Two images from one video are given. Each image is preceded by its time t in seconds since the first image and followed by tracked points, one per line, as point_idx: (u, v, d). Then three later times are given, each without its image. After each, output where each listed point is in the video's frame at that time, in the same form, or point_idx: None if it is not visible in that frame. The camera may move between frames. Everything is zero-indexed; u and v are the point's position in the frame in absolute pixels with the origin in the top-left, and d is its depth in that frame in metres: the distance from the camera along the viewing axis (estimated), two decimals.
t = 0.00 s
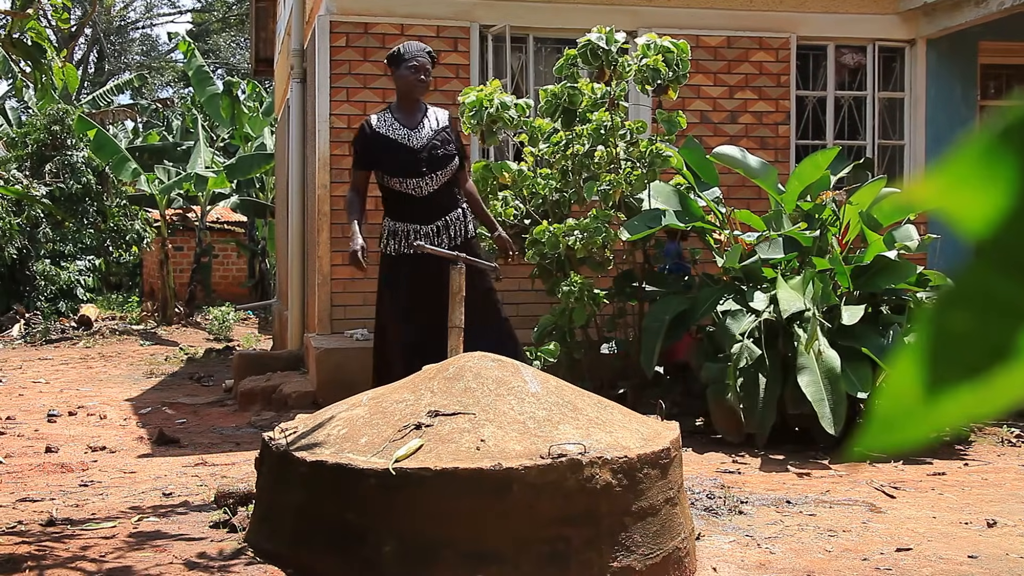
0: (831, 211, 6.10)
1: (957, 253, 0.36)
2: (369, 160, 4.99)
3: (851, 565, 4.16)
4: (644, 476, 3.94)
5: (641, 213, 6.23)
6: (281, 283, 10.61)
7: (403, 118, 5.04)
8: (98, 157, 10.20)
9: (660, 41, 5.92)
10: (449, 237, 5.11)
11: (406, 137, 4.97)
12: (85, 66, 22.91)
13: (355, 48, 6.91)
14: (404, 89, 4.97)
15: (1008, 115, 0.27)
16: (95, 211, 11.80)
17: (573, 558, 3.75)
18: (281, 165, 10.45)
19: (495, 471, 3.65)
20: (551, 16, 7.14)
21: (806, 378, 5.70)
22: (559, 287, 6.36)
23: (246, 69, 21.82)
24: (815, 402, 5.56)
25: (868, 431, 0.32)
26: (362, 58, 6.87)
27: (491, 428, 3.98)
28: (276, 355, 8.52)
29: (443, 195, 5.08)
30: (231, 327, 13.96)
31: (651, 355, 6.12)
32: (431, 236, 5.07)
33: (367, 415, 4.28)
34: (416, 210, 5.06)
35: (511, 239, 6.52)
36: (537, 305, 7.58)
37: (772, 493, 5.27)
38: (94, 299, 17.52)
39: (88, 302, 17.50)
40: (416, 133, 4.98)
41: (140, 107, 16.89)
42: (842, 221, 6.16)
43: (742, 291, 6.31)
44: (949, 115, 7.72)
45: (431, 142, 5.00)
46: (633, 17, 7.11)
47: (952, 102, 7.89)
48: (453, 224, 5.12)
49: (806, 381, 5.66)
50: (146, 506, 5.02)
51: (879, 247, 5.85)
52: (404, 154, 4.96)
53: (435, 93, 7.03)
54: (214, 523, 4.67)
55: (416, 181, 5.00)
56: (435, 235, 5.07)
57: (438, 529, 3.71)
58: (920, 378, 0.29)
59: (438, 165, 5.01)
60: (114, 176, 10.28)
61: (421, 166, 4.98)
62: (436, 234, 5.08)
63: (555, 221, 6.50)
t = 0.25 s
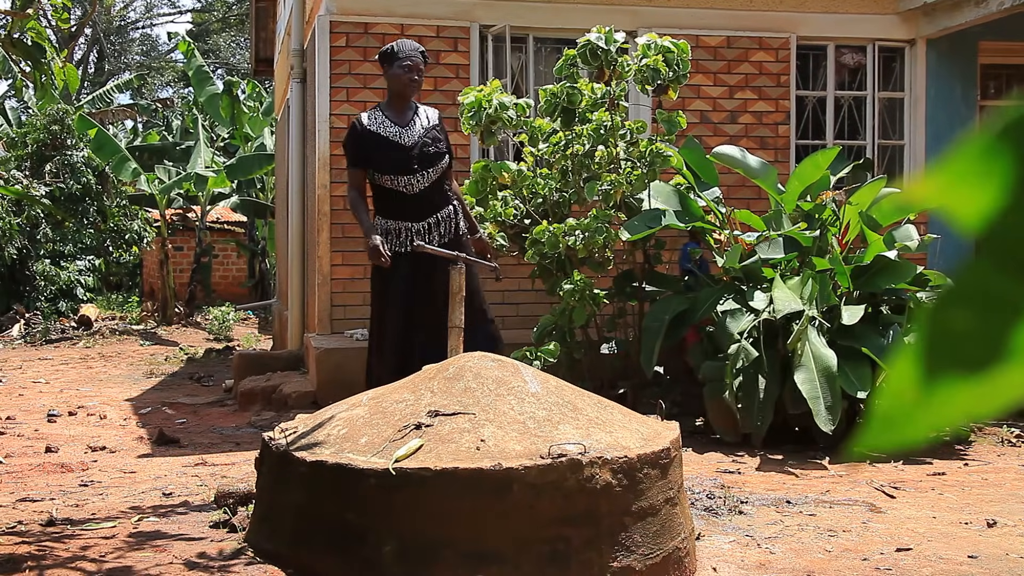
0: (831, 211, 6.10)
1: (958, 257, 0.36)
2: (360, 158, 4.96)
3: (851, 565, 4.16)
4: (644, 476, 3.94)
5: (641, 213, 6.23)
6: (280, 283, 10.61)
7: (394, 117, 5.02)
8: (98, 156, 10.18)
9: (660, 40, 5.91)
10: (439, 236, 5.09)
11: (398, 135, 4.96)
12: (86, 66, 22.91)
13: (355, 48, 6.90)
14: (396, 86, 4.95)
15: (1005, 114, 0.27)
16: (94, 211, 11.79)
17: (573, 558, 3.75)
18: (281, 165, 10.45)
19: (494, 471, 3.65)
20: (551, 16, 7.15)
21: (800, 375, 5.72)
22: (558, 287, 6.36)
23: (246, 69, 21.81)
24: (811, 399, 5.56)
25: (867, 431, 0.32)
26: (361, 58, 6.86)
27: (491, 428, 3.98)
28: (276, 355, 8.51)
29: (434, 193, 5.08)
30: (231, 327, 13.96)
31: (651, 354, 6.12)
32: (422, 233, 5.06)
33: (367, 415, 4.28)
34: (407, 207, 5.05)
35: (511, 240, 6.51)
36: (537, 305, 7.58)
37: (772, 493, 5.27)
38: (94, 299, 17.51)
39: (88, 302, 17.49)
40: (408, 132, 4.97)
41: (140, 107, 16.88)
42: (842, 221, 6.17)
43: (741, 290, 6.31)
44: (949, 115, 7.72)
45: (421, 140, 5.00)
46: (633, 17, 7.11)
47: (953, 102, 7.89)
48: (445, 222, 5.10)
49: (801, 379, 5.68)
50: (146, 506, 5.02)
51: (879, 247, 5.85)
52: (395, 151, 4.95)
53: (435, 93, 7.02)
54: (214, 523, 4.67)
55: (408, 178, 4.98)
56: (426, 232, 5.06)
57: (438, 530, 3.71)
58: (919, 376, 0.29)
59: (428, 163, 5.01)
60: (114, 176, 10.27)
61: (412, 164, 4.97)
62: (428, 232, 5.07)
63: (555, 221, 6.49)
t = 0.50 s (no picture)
0: (831, 211, 6.10)
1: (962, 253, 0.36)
2: (358, 153, 4.97)
3: (851, 565, 4.16)
4: (644, 476, 3.94)
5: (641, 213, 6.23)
6: (280, 283, 10.61)
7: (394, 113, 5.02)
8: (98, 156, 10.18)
9: (660, 40, 5.91)
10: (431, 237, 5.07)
11: (394, 132, 4.96)
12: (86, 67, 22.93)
13: (355, 48, 6.90)
14: (399, 85, 4.95)
15: (1006, 115, 0.27)
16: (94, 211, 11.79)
17: (573, 558, 3.75)
18: (281, 165, 10.45)
19: (494, 471, 3.66)
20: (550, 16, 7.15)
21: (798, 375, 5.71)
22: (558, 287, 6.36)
23: (245, 69, 21.81)
24: (807, 400, 5.57)
25: (867, 430, 0.32)
26: (361, 58, 6.86)
27: (491, 428, 3.98)
28: (276, 355, 8.51)
29: (427, 192, 5.05)
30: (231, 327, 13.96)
31: (651, 354, 6.12)
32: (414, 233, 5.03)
33: (367, 415, 4.28)
34: (400, 206, 5.04)
35: (511, 240, 6.51)
36: (536, 305, 7.58)
37: (772, 493, 5.27)
38: (94, 299, 17.51)
39: (88, 302, 17.49)
40: (405, 129, 4.97)
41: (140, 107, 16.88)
42: (842, 221, 6.17)
43: (741, 291, 6.31)
44: (949, 115, 7.72)
45: (418, 138, 4.99)
46: (633, 17, 7.11)
47: (953, 102, 7.89)
48: (437, 222, 5.07)
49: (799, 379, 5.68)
50: (146, 506, 5.02)
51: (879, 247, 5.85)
52: (390, 149, 4.95)
53: (435, 93, 7.01)
54: (214, 523, 4.67)
55: (402, 176, 4.98)
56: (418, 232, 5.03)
57: (438, 530, 3.71)
58: (918, 376, 0.29)
59: (423, 162, 4.99)
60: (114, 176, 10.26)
61: (407, 162, 4.96)
62: (420, 231, 5.04)
63: (555, 221, 6.50)
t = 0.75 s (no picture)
0: (831, 211, 6.10)
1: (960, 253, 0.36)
2: (364, 148, 4.92)
3: (851, 565, 4.16)
4: (644, 476, 3.94)
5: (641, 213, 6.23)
6: (280, 283, 10.60)
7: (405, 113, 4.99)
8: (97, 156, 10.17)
9: (660, 40, 5.91)
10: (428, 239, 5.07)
11: (406, 132, 4.96)
12: (85, 67, 22.94)
13: (355, 47, 6.89)
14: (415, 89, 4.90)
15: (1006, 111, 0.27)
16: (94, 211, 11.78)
17: (573, 558, 3.75)
18: (280, 164, 10.45)
19: (495, 471, 3.66)
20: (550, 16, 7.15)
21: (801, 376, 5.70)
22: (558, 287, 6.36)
23: (245, 69, 21.81)
24: (810, 400, 5.57)
25: (868, 429, 0.32)
26: (361, 58, 6.85)
27: (491, 428, 3.98)
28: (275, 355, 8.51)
29: (430, 195, 5.07)
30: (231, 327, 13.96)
31: (651, 354, 6.12)
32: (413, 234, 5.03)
33: (367, 415, 4.28)
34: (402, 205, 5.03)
35: (511, 240, 6.51)
36: (536, 305, 7.58)
37: (772, 493, 5.27)
38: (94, 299, 17.51)
39: (88, 302, 17.49)
40: (417, 130, 4.98)
41: (140, 107, 16.88)
42: (842, 221, 6.17)
43: (741, 291, 6.31)
44: (949, 115, 7.73)
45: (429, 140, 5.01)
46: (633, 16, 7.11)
47: (953, 102, 7.89)
48: (436, 227, 5.09)
49: (802, 380, 5.67)
50: (146, 506, 5.02)
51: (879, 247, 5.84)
52: (400, 149, 4.94)
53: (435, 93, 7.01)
54: (214, 523, 4.67)
55: (407, 176, 4.98)
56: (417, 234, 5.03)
57: (438, 530, 3.71)
58: (919, 374, 0.29)
59: (432, 165, 5.01)
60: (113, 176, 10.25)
61: (415, 162, 4.97)
62: (419, 233, 5.04)
63: (555, 221, 6.51)
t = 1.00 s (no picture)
0: (831, 211, 6.10)
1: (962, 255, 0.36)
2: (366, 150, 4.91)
3: (851, 565, 4.16)
4: (644, 476, 3.94)
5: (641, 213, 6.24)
6: (280, 282, 10.61)
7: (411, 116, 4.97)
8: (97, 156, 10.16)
9: (660, 40, 5.91)
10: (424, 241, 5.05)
11: (411, 135, 4.94)
12: (85, 67, 22.97)
13: (355, 48, 6.89)
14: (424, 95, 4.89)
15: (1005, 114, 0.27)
16: (94, 211, 11.78)
17: (573, 558, 3.75)
18: (280, 165, 10.45)
19: (495, 471, 3.66)
20: (550, 16, 7.15)
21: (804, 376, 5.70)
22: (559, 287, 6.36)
23: (245, 69, 21.79)
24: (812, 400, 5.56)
25: (870, 433, 0.32)
26: (361, 59, 6.85)
27: (491, 429, 3.97)
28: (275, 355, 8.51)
29: (430, 199, 5.07)
30: (231, 327, 13.97)
31: (651, 354, 6.12)
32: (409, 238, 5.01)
33: (367, 415, 4.27)
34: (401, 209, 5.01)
35: (511, 240, 6.51)
36: (536, 305, 7.58)
37: (772, 493, 5.27)
38: (94, 299, 17.53)
39: (88, 302, 17.49)
40: (422, 134, 4.97)
41: (140, 107, 16.88)
42: (842, 221, 6.17)
43: (742, 291, 6.31)
44: (949, 115, 7.73)
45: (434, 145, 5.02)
46: (633, 17, 7.11)
47: (953, 102, 7.89)
48: (434, 231, 5.08)
49: (804, 380, 5.66)
50: (146, 506, 5.02)
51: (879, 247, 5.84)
52: (405, 153, 4.93)
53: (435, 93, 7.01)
54: (214, 523, 4.67)
55: (410, 180, 4.97)
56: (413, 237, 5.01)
57: (438, 530, 3.71)
58: (916, 378, 0.29)
59: (435, 169, 5.02)
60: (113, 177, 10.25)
61: (419, 166, 4.97)
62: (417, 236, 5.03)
63: (555, 221, 6.51)
